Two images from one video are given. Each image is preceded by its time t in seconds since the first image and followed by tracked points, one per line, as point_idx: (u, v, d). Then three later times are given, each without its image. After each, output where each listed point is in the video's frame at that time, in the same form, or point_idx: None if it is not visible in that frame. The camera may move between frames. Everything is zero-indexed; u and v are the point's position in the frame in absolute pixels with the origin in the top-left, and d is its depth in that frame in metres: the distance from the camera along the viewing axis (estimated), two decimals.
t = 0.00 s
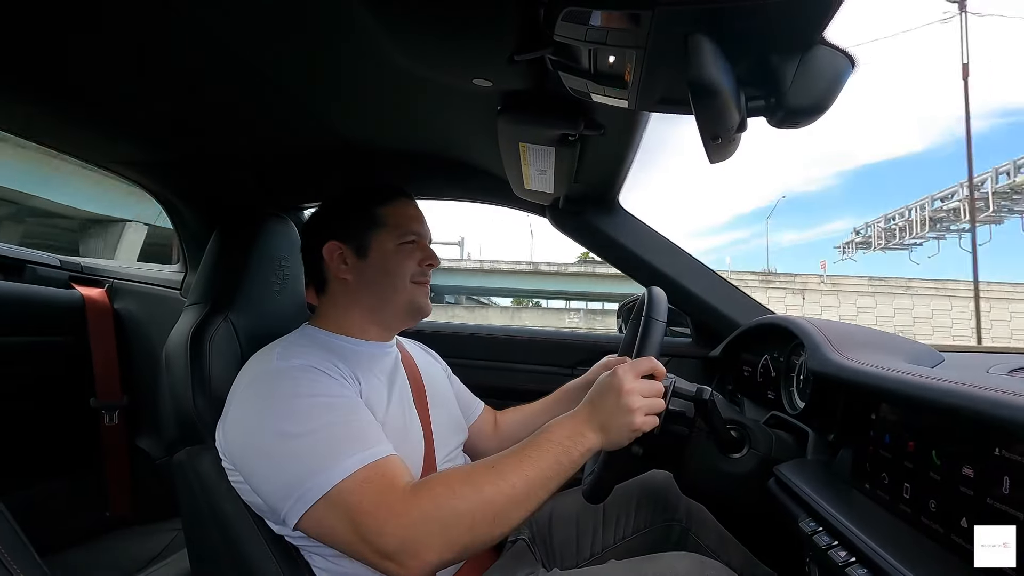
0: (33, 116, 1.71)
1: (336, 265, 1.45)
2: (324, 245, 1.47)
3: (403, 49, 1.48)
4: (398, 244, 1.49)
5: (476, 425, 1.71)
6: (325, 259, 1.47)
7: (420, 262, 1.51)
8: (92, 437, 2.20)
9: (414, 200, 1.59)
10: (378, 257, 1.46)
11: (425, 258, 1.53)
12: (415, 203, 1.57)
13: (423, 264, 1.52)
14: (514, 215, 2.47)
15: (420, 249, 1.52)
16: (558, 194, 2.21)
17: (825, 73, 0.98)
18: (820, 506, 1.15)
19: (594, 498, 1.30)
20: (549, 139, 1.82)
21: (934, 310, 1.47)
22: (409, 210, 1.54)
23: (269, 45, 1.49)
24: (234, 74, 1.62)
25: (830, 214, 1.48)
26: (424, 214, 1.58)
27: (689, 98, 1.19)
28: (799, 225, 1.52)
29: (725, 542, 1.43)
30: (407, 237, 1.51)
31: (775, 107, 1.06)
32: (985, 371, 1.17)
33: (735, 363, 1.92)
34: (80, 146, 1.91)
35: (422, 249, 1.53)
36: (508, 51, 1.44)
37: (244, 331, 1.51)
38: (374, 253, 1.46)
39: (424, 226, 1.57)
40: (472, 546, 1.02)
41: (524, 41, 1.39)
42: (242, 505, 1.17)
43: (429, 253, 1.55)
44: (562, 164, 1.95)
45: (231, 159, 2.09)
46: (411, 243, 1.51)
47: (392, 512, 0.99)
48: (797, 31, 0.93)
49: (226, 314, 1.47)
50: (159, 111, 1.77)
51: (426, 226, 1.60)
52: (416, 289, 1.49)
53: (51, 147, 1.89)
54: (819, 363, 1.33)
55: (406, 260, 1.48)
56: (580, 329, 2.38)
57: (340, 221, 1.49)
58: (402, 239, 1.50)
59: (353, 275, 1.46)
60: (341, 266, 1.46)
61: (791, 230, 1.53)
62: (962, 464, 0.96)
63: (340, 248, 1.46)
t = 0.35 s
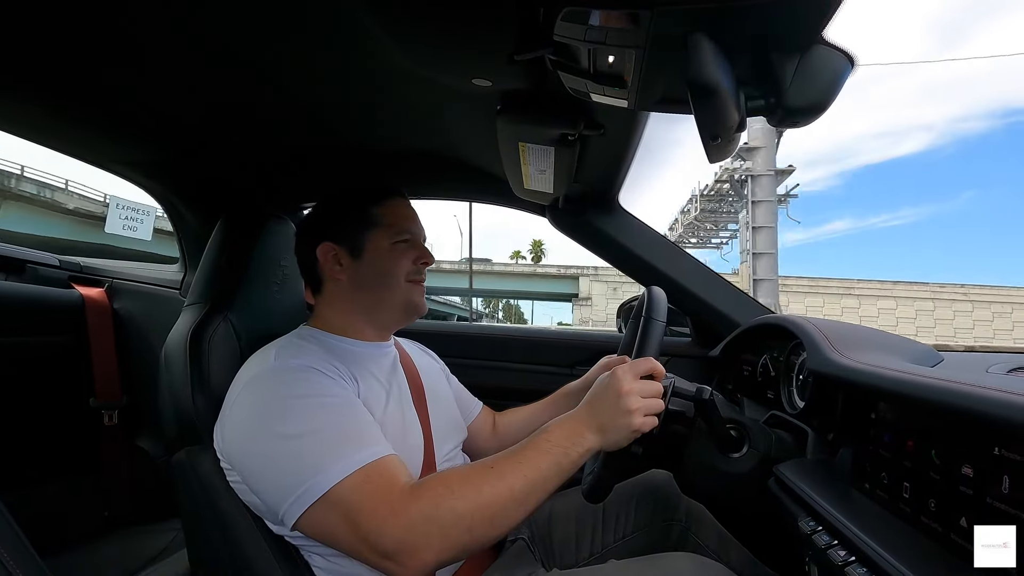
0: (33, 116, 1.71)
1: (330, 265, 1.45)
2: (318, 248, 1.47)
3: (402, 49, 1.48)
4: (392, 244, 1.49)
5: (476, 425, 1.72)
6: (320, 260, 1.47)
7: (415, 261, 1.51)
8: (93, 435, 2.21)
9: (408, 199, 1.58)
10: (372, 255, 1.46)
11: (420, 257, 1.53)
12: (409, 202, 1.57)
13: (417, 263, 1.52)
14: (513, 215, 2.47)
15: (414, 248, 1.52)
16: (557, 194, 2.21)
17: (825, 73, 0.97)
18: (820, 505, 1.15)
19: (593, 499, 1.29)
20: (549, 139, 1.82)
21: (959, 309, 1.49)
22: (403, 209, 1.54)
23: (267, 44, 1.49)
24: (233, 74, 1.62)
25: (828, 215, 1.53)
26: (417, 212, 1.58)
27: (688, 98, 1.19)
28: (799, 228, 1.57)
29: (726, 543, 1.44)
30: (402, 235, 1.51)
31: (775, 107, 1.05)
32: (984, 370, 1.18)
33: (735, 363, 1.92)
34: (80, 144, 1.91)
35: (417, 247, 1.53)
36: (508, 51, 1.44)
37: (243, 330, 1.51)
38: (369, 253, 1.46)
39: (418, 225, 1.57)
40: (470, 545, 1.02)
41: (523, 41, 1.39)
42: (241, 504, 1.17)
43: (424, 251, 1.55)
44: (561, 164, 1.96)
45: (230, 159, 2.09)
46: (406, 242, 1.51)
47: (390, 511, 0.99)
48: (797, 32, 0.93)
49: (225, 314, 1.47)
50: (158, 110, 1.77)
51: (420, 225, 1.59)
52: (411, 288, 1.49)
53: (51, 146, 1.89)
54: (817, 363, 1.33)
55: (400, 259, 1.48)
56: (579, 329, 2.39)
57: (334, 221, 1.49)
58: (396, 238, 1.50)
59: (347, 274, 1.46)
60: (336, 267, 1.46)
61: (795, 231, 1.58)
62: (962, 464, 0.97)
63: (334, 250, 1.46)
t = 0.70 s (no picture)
0: (34, 116, 1.72)
1: (336, 266, 1.45)
2: (326, 247, 1.47)
3: (401, 50, 1.48)
4: (400, 247, 1.49)
5: (476, 426, 1.71)
6: (327, 260, 1.47)
7: (422, 264, 1.52)
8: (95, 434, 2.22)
9: (417, 201, 1.59)
10: (379, 258, 1.45)
11: (426, 260, 1.53)
12: (417, 205, 1.57)
13: (424, 267, 1.52)
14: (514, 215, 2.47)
15: (421, 252, 1.52)
16: (558, 194, 2.21)
17: (825, 73, 0.96)
18: (820, 506, 1.15)
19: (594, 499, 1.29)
20: (549, 140, 1.82)
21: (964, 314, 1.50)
22: (412, 212, 1.54)
23: (267, 45, 1.49)
24: (233, 75, 1.62)
25: (831, 216, 1.52)
26: (425, 216, 1.58)
27: (688, 99, 1.19)
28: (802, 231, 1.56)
29: (726, 544, 1.43)
30: (408, 238, 1.50)
31: (775, 107, 1.04)
32: (986, 371, 1.17)
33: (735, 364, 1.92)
34: (81, 144, 1.92)
35: (424, 251, 1.53)
36: (508, 52, 1.44)
37: (244, 331, 1.51)
38: (376, 255, 1.46)
39: (426, 228, 1.57)
40: (471, 547, 1.02)
41: (524, 42, 1.39)
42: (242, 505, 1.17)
43: (430, 255, 1.55)
44: (562, 164, 1.96)
45: (231, 159, 2.09)
46: (413, 246, 1.51)
47: (391, 513, 0.99)
48: (797, 31, 0.92)
49: (225, 315, 1.47)
50: (159, 111, 1.77)
51: (427, 228, 1.59)
52: (417, 292, 1.49)
53: (52, 146, 1.90)
54: (819, 364, 1.33)
55: (407, 262, 1.48)
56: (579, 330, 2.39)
57: (342, 222, 1.49)
58: (403, 241, 1.50)
59: (354, 277, 1.45)
60: (342, 267, 1.46)
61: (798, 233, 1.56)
62: (963, 465, 0.97)
63: (342, 251, 1.46)
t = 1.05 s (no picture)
0: (35, 117, 1.72)
1: (331, 265, 1.45)
2: (320, 248, 1.47)
3: (403, 51, 1.48)
4: (395, 244, 1.49)
5: (476, 427, 1.71)
6: (321, 259, 1.47)
7: (417, 261, 1.51)
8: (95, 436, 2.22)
9: (410, 199, 1.58)
10: (373, 257, 1.45)
11: (422, 257, 1.53)
12: (411, 203, 1.56)
13: (419, 264, 1.52)
14: (514, 216, 2.47)
15: (416, 249, 1.52)
16: (557, 195, 2.22)
17: (826, 73, 0.97)
18: (821, 507, 1.15)
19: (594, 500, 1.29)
20: (549, 140, 1.82)
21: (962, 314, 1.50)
22: (406, 209, 1.54)
23: (267, 45, 1.49)
24: (234, 75, 1.62)
25: (831, 215, 1.55)
26: (418, 212, 1.57)
27: (689, 101, 1.19)
28: (803, 230, 1.58)
29: (726, 543, 1.46)
30: (403, 236, 1.50)
31: (776, 109, 1.06)
32: (985, 371, 1.17)
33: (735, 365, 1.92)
34: (82, 145, 1.92)
35: (418, 248, 1.53)
36: (508, 52, 1.44)
37: (243, 332, 1.51)
38: (371, 254, 1.45)
39: (420, 225, 1.56)
40: (471, 546, 1.02)
41: (524, 44, 1.40)
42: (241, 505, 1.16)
43: (425, 252, 1.55)
44: (561, 165, 1.96)
45: (231, 160, 2.09)
46: (408, 243, 1.51)
47: (390, 512, 0.99)
48: (798, 33, 0.93)
49: (225, 316, 1.48)
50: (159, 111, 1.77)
51: (422, 225, 1.59)
52: (413, 291, 1.49)
53: (52, 147, 1.90)
54: (817, 364, 1.33)
55: (403, 260, 1.48)
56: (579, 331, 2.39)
57: (336, 221, 1.48)
58: (398, 238, 1.49)
59: (348, 275, 1.45)
60: (338, 266, 1.46)
61: (798, 233, 1.59)
62: (963, 465, 0.97)
63: (336, 249, 1.46)
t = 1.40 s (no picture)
0: (35, 116, 1.72)
1: (335, 262, 1.45)
2: (324, 244, 1.47)
3: (403, 50, 1.48)
4: (398, 243, 1.48)
5: (476, 426, 1.71)
6: (325, 257, 1.47)
7: (420, 260, 1.51)
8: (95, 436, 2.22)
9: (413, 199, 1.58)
10: (377, 256, 1.45)
11: (424, 256, 1.53)
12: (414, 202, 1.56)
13: (422, 263, 1.52)
14: (514, 214, 2.47)
15: (419, 248, 1.52)
16: (557, 194, 2.22)
17: (824, 71, 0.96)
18: (821, 506, 1.15)
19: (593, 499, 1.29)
20: (550, 139, 1.82)
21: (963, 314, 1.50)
22: (409, 208, 1.54)
23: (268, 44, 1.49)
24: (234, 75, 1.62)
25: (833, 216, 1.53)
26: (422, 212, 1.57)
27: (689, 100, 1.19)
28: (804, 230, 1.57)
29: (725, 544, 1.43)
30: (407, 235, 1.50)
31: (776, 108, 1.04)
32: (986, 370, 1.17)
33: (735, 364, 1.92)
34: (82, 144, 1.92)
35: (421, 247, 1.53)
36: (508, 51, 1.44)
37: (244, 331, 1.52)
38: (375, 252, 1.45)
39: (423, 224, 1.56)
40: (471, 544, 1.02)
41: (524, 43, 1.40)
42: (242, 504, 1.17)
43: (428, 251, 1.55)
44: (562, 164, 1.96)
45: (230, 159, 2.09)
46: (411, 241, 1.51)
47: (389, 511, 0.99)
48: (798, 31, 0.92)
49: (225, 315, 1.48)
50: (159, 110, 1.77)
51: (424, 224, 1.59)
52: (417, 290, 1.49)
53: (53, 146, 1.90)
54: (818, 363, 1.33)
55: (406, 259, 1.48)
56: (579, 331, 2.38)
57: (338, 220, 1.48)
58: (402, 237, 1.49)
59: (353, 274, 1.45)
60: (341, 263, 1.46)
61: (799, 233, 1.59)
62: (963, 464, 0.97)
63: (340, 247, 1.46)
